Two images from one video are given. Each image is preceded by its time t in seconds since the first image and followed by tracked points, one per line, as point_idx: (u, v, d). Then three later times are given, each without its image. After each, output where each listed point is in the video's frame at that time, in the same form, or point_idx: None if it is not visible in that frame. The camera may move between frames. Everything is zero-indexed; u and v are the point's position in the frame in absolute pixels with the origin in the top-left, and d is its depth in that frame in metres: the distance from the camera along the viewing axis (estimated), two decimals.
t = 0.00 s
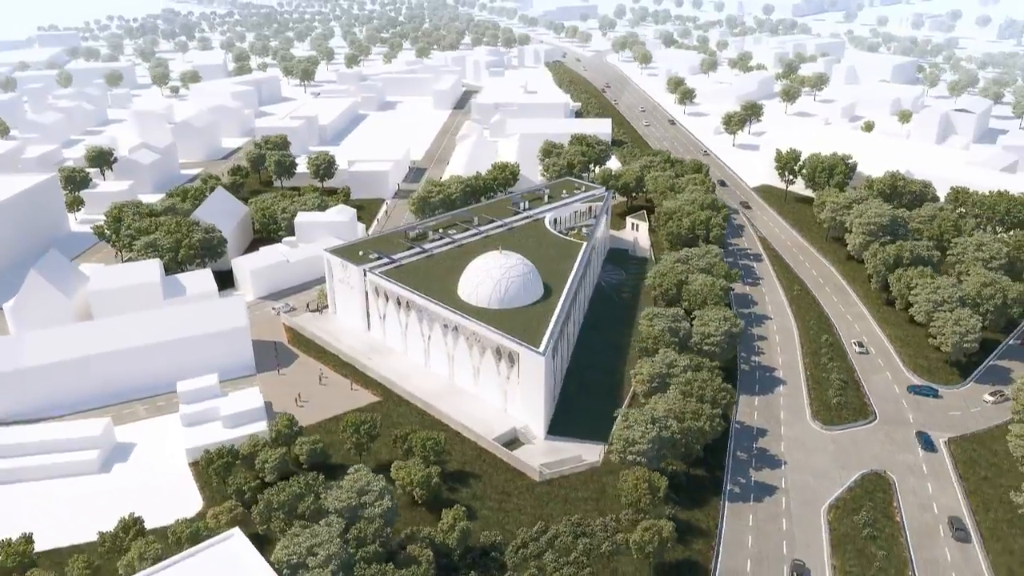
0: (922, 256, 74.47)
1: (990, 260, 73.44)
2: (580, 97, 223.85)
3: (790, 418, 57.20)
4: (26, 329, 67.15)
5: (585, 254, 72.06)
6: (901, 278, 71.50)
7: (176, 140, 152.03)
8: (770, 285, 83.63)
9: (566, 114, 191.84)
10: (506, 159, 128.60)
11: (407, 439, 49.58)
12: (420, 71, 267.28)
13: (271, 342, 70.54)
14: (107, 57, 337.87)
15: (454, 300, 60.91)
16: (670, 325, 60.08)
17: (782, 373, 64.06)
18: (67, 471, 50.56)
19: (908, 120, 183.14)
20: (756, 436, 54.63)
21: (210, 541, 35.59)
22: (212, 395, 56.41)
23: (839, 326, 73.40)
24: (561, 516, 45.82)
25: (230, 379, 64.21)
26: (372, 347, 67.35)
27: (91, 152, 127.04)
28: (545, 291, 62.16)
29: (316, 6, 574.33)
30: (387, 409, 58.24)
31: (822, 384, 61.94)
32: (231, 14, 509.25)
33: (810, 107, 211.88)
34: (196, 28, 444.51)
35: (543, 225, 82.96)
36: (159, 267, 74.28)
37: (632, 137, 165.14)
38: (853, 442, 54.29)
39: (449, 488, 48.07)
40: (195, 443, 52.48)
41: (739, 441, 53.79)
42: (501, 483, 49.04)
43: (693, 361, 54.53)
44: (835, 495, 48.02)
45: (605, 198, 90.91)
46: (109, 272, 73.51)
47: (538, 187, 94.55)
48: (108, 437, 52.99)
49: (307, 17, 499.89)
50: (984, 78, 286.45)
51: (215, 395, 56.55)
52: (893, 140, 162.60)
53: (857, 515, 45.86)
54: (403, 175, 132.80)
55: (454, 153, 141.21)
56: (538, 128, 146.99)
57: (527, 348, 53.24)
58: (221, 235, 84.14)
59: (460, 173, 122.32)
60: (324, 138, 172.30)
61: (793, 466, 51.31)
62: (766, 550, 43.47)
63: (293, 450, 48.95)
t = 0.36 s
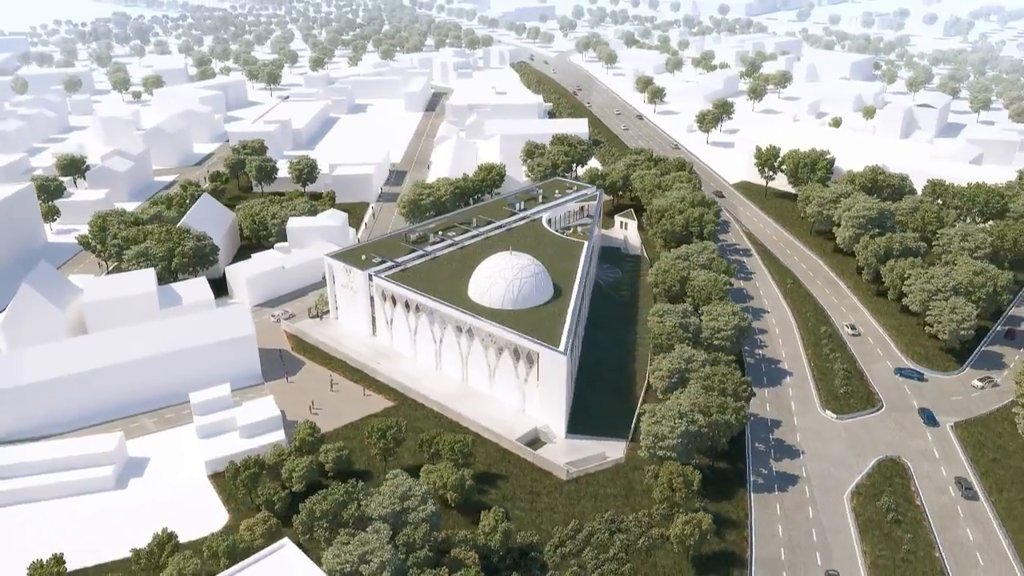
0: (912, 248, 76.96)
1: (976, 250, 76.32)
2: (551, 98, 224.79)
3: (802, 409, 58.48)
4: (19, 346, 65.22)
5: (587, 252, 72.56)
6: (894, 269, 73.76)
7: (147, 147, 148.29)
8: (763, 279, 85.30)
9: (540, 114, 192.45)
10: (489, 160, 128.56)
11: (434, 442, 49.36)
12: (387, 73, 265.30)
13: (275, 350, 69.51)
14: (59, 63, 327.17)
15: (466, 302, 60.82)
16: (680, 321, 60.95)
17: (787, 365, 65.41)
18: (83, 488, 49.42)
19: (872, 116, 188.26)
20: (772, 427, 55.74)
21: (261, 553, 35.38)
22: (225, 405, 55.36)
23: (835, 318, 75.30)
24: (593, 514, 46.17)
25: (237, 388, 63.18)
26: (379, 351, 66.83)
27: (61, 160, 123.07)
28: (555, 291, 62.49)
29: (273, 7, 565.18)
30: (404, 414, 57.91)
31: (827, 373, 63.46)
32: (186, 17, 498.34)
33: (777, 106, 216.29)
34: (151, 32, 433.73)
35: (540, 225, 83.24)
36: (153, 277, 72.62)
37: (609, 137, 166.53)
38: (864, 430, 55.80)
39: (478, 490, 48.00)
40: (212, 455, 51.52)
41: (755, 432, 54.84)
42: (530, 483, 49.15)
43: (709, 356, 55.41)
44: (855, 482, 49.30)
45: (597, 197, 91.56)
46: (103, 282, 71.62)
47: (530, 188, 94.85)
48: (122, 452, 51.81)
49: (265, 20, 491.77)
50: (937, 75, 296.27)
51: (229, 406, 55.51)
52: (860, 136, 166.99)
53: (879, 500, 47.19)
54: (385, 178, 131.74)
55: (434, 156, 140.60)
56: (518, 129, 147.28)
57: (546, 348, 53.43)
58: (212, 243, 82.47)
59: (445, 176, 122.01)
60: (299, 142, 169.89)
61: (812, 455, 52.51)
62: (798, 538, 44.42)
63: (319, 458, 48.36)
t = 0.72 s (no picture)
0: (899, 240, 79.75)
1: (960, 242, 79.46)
2: (522, 98, 225.37)
3: (812, 399, 59.91)
4: (17, 361, 63.11)
5: (588, 251, 73.13)
6: (884, 260, 76.23)
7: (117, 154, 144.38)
8: (755, 273, 87.06)
9: (513, 115, 192.78)
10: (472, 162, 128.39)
11: (460, 444, 49.22)
12: (354, 76, 262.90)
13: (280, 357, 68.52)
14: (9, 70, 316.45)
15: (478, 303, 60.83)
16: (690, 317, 61.96)
17: (791, 356, 67.00)
18: (101, 505, 48.21)
19: (836, 112, 193.13)
20: (786, 417, 57.00)
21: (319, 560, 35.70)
22: (240, 415, 54.38)
23: (831, 309, 77.31)
24: (625, 510, 46.66)
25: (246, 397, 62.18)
26: (388, 356, 66.40)
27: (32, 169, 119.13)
28: (564, 290, 62.85)
29: (228, 8, 554.59)
30: (422, 419, 57.64)
31: (831, 364, 65.11)
32: (140, 20, 486.41)
33: (743, 105, 220.57)
34: (104, 36, 422.29)
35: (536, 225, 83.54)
36: (150, 287, 70.83)
37: (584, 137, 167.72)
38: (872, 417, 57.49)
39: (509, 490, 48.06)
40: (233, 466, 50.60)
41: (770, 423, 56.00)
42: (558, 482, 49.37)
43: (723, 350, 56.36)
44: (874, 468, 50.71)
45: (590, 195, 92.14)
46: (98, 295, 69.70)
47: (522, 188, 95.12)
48: (138, 467, 50.64)
49: (222, 22, 482.35)
50: (892, 71, 305.21)
51: (245, 415, 54.55)
52: (827, 131, 171.13)
53: (898, 485, 48.68)
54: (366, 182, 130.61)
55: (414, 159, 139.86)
56: (497, 130, 147.35)
57: (567, 347, 53.69)
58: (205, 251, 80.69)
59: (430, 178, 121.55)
60: (272, 146, 167.31)
61: (827, 444, 53.83)
62: (827, 525, 45.53)
63: (347, 464, 47.83)
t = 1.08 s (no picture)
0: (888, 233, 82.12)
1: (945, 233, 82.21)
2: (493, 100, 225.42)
3: (819, 389, 61.39)
4: (15, 378, 61.12)
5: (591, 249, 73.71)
6: (875, 252, 78.42)
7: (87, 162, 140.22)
8: (746, 268, 88.73)
9: (487, 116, 192.67)
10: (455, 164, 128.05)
11: (487, 445, 49.19)
12: (320, 79, 259.60)
13: (285, 364, 67.56)
14: None
15: (491, 305, 60.93)
16: (699, 313, 62.99)
17: (793, 348, 68.52)
18: (123, 522, 47.08)
19: (802, 109, 197.45)
20: (798, 408, 58.30)
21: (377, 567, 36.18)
22: (258, 426, 53.51)
23: (825, 301, 79.24)
24: (656, 505, 47.26)
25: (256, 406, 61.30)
26: (398, 360, 66.06)
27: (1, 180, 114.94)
28: (574, 289, 63.30)
29: (182, 11, 542.07)
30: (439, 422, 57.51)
31: (833, 354, 66.78)
32: (90, 24, 472.60)
33: (711, 103, 224.06)
34: (53, 41, 409.14)
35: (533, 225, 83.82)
36: (148, 297, 69.09)
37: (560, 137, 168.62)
38: (879, 405, 59.17)
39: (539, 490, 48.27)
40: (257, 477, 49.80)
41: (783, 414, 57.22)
42: (585, 480, 49.77)
43: (736, 344, 57.42)
44: (888, 454, 52.24)
45: (582, 194, 92.72)
46: (94, 307, 67.87)
47: (514, 188, 95.34)
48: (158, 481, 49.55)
49: (176, 25, 471.31)
50: (849, 69, 313.37)
51: (263, 426, 53.67)
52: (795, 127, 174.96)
53: (914, 470, 50.25)
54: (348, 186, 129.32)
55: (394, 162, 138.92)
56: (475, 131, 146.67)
57: (586, 345, 54.14)
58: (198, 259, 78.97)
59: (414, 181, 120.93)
60: (246, 151, 164.42)
61: (841, 432, 55.23)
62: (852, 511, 46.80)
63: (375, 470, 47.47)
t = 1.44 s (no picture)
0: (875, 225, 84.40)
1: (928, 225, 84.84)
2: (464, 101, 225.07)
3: (825, 378, 62.95)
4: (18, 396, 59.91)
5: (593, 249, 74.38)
6: (865, 244, 80.49)
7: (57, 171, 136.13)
8: (737, 262, 90.37)
9: (461, 118, 192.31)
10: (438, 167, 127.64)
11: (514, 446, 49.30)
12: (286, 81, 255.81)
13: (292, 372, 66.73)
14: None
15: (504, 305, 61.16)
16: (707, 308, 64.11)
17: (794, 340, 70.11)
18: (149, 539, 46.05)
19: (769, 107, 201.44)
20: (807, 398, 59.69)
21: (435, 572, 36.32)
22: (278, 435, 52.77)
23: (818, 293, 81.17)
24: (685, 498, 48.08)
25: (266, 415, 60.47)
26: (408, 363, 65.80)
27: None
28: (584, 288, 63.82)
29: (133, 14, 528.40)
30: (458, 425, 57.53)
31: (833, 344, 68.50)
32: (38, 29, 457.60)
33: (679, 102, 227.00)
34: None
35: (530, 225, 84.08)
36: (148, 308, 67.55)
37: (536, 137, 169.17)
38: (884, 393, 60.93)
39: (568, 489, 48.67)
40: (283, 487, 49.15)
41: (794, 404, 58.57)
42: (612, 476, 50.33)
43: (748, 337, 58.65)
44: (900, 440, 53.90)
45: (575, 194, 93.34)
46: (92, 319, 66.12)
47: (506, 188, 95.52)
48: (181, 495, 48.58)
49: (128, 28, 459.13)
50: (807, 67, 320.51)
51: (285, 434, 52.96)
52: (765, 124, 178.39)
53: (927, 454, 51.96)
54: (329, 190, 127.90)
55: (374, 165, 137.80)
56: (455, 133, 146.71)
57: (605, 343, 54.63)
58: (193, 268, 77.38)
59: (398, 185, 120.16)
60: (219, 157, 161.45)
61: (851, 420, 56.74)
62: (874, 496, 48.25)
63: (404, 474, 47.19)
